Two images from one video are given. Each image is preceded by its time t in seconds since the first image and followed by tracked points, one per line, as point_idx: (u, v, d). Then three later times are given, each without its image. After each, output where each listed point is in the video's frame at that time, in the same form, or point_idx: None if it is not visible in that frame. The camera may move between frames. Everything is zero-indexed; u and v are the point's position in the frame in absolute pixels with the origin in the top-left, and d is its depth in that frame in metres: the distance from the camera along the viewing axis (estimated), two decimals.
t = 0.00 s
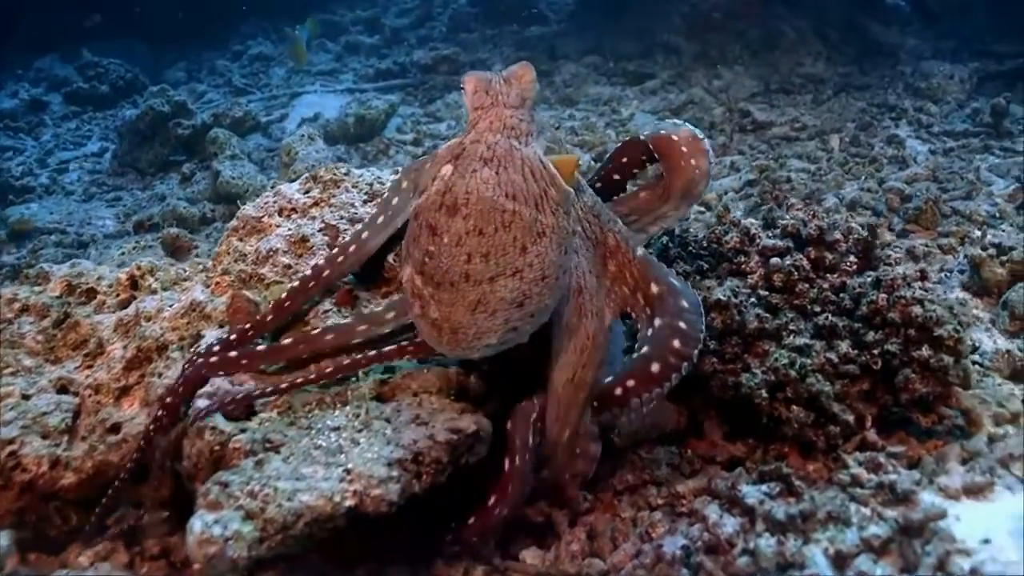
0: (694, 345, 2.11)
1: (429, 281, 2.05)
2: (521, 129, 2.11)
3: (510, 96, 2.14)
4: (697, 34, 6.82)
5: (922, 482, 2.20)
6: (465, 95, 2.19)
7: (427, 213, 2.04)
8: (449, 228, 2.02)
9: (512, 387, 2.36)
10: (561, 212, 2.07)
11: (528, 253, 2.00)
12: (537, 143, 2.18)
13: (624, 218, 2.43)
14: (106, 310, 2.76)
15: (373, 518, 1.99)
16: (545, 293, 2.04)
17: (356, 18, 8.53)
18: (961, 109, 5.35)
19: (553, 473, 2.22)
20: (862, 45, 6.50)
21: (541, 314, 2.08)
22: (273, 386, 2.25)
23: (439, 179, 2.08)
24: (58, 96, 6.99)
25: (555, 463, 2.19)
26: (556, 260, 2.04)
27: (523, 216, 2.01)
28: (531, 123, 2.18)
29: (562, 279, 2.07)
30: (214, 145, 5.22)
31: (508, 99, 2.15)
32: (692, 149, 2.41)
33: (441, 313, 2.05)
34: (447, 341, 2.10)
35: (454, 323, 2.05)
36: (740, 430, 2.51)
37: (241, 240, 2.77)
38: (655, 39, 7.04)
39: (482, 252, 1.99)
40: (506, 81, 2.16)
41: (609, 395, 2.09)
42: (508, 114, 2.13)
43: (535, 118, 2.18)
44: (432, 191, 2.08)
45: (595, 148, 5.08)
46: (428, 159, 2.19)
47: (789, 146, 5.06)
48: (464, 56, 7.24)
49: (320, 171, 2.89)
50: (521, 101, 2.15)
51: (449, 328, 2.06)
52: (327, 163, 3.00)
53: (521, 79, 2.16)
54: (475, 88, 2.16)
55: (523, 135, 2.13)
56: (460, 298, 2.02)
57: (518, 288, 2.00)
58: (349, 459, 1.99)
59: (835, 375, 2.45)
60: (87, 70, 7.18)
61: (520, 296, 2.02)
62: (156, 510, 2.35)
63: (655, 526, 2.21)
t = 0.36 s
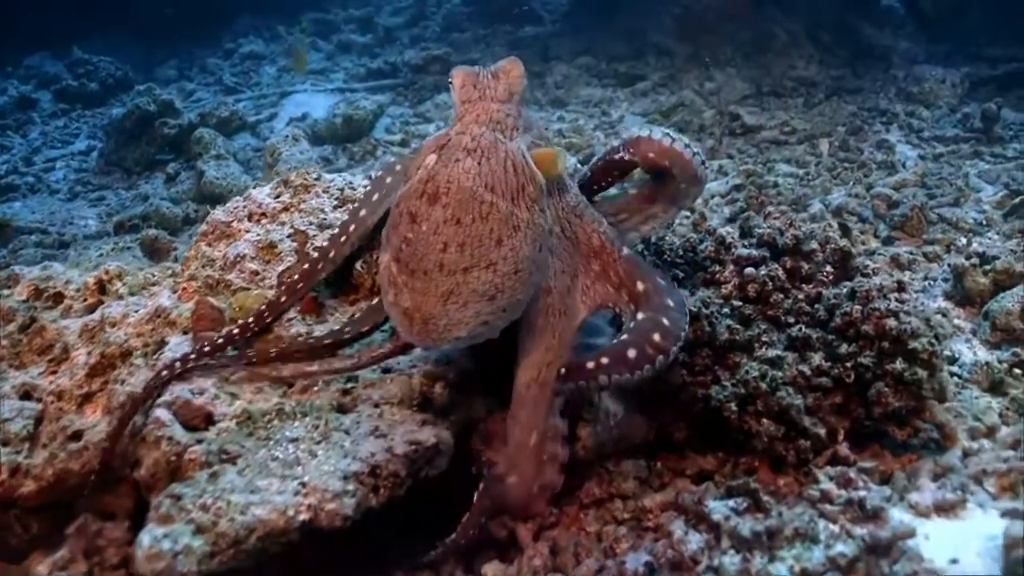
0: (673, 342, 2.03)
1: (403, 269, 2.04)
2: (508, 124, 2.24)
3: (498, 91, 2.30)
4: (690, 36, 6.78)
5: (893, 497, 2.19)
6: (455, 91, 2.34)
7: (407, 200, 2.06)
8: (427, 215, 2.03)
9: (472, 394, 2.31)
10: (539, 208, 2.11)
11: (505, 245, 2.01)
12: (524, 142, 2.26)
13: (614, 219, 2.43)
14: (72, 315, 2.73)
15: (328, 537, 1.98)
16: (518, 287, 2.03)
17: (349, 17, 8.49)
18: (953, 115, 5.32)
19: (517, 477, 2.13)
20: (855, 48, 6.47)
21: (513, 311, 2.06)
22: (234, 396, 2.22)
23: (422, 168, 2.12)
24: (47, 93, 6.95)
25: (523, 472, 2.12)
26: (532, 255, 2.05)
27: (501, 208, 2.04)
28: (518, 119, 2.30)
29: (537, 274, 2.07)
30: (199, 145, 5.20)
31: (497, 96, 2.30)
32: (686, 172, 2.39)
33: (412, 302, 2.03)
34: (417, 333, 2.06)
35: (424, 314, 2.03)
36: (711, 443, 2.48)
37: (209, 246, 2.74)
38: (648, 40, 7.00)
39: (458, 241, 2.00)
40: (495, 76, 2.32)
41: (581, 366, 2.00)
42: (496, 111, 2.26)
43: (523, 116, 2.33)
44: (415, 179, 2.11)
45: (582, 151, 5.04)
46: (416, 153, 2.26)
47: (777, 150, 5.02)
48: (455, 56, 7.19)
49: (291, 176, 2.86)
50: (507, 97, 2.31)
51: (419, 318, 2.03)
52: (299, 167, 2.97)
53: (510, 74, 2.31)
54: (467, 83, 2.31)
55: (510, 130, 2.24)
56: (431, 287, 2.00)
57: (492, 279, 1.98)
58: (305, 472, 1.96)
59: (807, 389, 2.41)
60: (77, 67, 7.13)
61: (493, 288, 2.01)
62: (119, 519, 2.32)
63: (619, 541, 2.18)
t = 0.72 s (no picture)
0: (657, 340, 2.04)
1: (388, 257, 2.06)
2: (497, 116, 2.30)
3: (487, 84, 2.37)
4: (683, 38, 6.75)
5: (870, 511, 2.15)
6: (445, 84, 2.41)
7: (395, 188, 2.08)
8: (414, 204, 2.06)
9: (442, 404, 2.31)
10: (524, 200, 2.14)
11: (489, 236, 2.04)
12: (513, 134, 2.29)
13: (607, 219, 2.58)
14: (43, 318, 2.70)
15: (290, 549, 1.94)
16: (501, 278, 2.06)
17: (343, 16, 8.46)
18: (945, 119, 5.30)
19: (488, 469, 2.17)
20: (849, 51, 6.45)
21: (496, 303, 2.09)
22: (200, 403, 2.17)
23: (412, 158, 2.16)
24: (37, 91, 6.91)
25: (498, 465, 2.16)
26: (515, 247, 2.07)
27: (487, 199, 2.06)
28: (507, 113, 2.36)
29: (520, 266, 2.09)
30: (186, 145, 5.15)
31: (487, 89, 2.37)
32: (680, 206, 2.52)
33: (395, 289, 2.05)
34: (399, 321, 2.08)
35: (406, 302, 2.04)
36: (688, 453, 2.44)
37: (182, 249, 2.70)
38: (641, 41, 6.96)
39: (443, 230, 2.02)
40: (483, 69, 2.39)
41: (562, 348, 1.94)
42: (487, 106, 2.31)
43: (512, 109, 2.39)
44: (405, 168, 2.14)
45: (571, 153, 5.01)
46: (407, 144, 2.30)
47: (768, 154, 4.98)
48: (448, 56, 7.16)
49: (267, 179, 2.83)
50: (498, 92, 2.38)
51: (401, 306, 2.05)
52: (276, 169, 2.93)
53: (498, 69, 2.41)
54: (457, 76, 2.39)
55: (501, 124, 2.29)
56: (415, 276, 2.03)
57: (476, 270, 2.01)
58: (267, 482, 1.93)
59: (785, 399, 2.37)
60: (67, 65, 7.09)
61: (476, 279, 2.03)
62: (83, 526, 2.27)
63: (591, 553, 2.14)
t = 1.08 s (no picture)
0: (630, 324, 2.12)
1: (381, 246, 2.08)
2: (484, 104, 2.33)
3: (475, 72, 2.39)
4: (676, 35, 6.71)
5: (846, 521, 2.12)
6: (434, 74, 2.44)
7: (387, 180, 2.12)
8: (405, 193, 2.08)
9: (411, 404, 2.29)
10: (512, 185, 2.18)
11: (478, 220, 2.06)
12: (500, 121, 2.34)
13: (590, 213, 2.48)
14: (8, 312, 2.64)
15: (247, 555, 1.88)
16: (493, 261, 2.08)
17: (334, 9, 8.40)
18: (937, 120, 5.27)
19: (467, 442, 2.09)
20: (842, 50, 6.42)
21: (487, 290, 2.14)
22: (161, 402, 2.11)
23: (402, 149, 2.21)
24: (23, 81, 6.83)
25: (471, 454, 2.09)
26: (505, 231, 2.11)
27: (473, 184, 2.10)
28: (495, 101, 2.42)
29: (510, 251, 2.12)
30: (169, 137, 5.10)
31: (474, 78, 2.40)
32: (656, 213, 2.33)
33: (389, 279, 2.07)
34: (394, 310, 2.09)
35: (400, 290, 2.06)
36: (663, 457, 2.38)
37: (151, 243, 2.64)
38: (634, 38, 6.92)
39: (434, 217, 2.05)
40: (472, 58, 2.42)
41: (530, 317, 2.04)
42: (475, 94, 2.36)
43: (500, 99, 2.44)
44: (395, 160, 2.17)
45: (559, 150, 4.96)
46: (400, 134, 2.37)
47: (757, 153, 4.94)
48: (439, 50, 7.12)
49: (239, 173, 2.78)
50: (485, 80, 2.41)
51: (395, 294, 2.07)
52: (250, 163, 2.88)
53: (488, 61, 2.44)
54: (444, 65, 2.41)
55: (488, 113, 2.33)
56: (408, 264, 2.05)
57: (467, 254, 2.03)
58: (225, 485, 1.88)
59: (762, 404, 2.32)
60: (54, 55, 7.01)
61: (468, 263, 2.05)
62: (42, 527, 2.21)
63: (558, 560, 2.09)
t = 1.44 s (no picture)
0: (597, 304, 2.08)
1: (373, 231, 2.07)
2: (474, 93, 2.32)
3: (465, 64, 2.39)
4: (668, 35, 6.66)
5: (827, 535, 2.08)
6: (423, 67, 2.44)
7: (379, 167, 2.11)
8: (398, 179, 2.07)
9: (381, 412, 2.24)
10: (499, 173, 2.17)
11: (467, 205, 2.05)
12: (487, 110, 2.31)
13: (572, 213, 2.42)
14: None
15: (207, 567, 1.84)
16: (483, 246, 2.07)
17: (324, 6, 8.34)
18: (929, 122, 5.23)
19: (467, 409, 2.07)
20: (834, 50, 6.38)
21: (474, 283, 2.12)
22: (121, 408, 2.05)
23: (394, 138, 2.20)
24: (9, 79, 6.75)
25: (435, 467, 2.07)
26: (494, 215, 2.09)
27: (463, 170, 2.09)
28: (484, 92, 2.39)
29: (499, 237, 2.11)
30: (152, 136, 5.04)
31: (463, 70, 2.40)
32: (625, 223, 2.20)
33: (380, 264, 2.05)
34: (385, 296, 2.07)
35: (391, 275, 2.04)
36: (641, 467, 2.32)
37: (120, 245, 2.57)
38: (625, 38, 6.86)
39: (424, 201, 2.03)
40: (461, 52, 2.42)
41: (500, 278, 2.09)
42: (463, 84, 2.35)
43: (488, 91, 2.42)
44: (388, 148, 2.17)
45: (547, 150, 4.90)
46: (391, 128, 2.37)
47: (746, 154, 4.89)
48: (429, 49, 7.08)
49: (210, 172, 2.72)
50: (475, 71, 2.39)
51: (386, 280, 2.04)
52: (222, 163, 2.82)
53: (476, 52, 2.43)
54: (436, 56, 2.43)
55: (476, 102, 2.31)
56: (399, 248, 2.03)
57: (458, 238, 2.02)
58: (183, 496, 1.82)
59: (741, 413, 2.26)
60: (40, 52, 6.92)
61: (459, 247, 2.03)
62: None
63: None
